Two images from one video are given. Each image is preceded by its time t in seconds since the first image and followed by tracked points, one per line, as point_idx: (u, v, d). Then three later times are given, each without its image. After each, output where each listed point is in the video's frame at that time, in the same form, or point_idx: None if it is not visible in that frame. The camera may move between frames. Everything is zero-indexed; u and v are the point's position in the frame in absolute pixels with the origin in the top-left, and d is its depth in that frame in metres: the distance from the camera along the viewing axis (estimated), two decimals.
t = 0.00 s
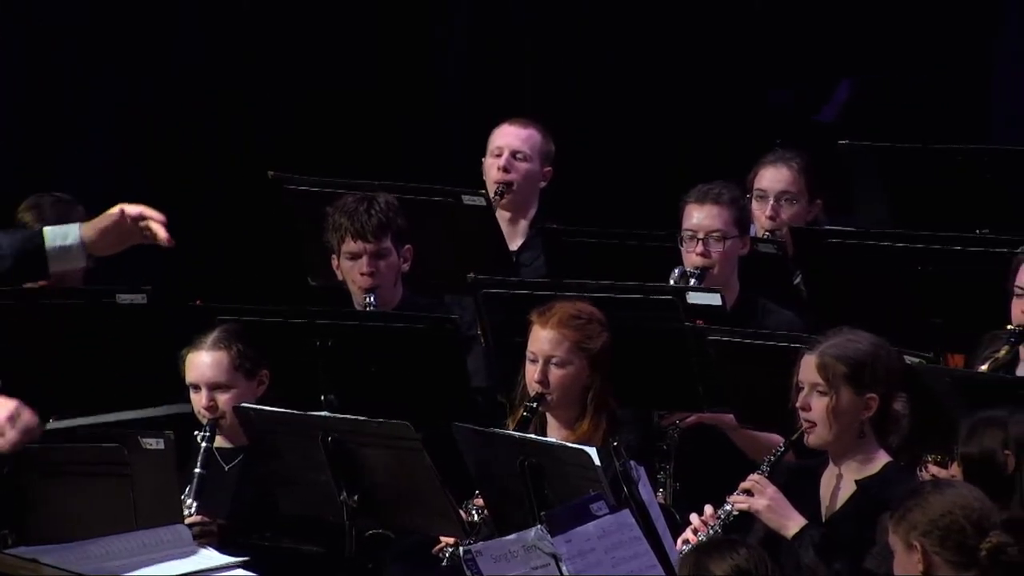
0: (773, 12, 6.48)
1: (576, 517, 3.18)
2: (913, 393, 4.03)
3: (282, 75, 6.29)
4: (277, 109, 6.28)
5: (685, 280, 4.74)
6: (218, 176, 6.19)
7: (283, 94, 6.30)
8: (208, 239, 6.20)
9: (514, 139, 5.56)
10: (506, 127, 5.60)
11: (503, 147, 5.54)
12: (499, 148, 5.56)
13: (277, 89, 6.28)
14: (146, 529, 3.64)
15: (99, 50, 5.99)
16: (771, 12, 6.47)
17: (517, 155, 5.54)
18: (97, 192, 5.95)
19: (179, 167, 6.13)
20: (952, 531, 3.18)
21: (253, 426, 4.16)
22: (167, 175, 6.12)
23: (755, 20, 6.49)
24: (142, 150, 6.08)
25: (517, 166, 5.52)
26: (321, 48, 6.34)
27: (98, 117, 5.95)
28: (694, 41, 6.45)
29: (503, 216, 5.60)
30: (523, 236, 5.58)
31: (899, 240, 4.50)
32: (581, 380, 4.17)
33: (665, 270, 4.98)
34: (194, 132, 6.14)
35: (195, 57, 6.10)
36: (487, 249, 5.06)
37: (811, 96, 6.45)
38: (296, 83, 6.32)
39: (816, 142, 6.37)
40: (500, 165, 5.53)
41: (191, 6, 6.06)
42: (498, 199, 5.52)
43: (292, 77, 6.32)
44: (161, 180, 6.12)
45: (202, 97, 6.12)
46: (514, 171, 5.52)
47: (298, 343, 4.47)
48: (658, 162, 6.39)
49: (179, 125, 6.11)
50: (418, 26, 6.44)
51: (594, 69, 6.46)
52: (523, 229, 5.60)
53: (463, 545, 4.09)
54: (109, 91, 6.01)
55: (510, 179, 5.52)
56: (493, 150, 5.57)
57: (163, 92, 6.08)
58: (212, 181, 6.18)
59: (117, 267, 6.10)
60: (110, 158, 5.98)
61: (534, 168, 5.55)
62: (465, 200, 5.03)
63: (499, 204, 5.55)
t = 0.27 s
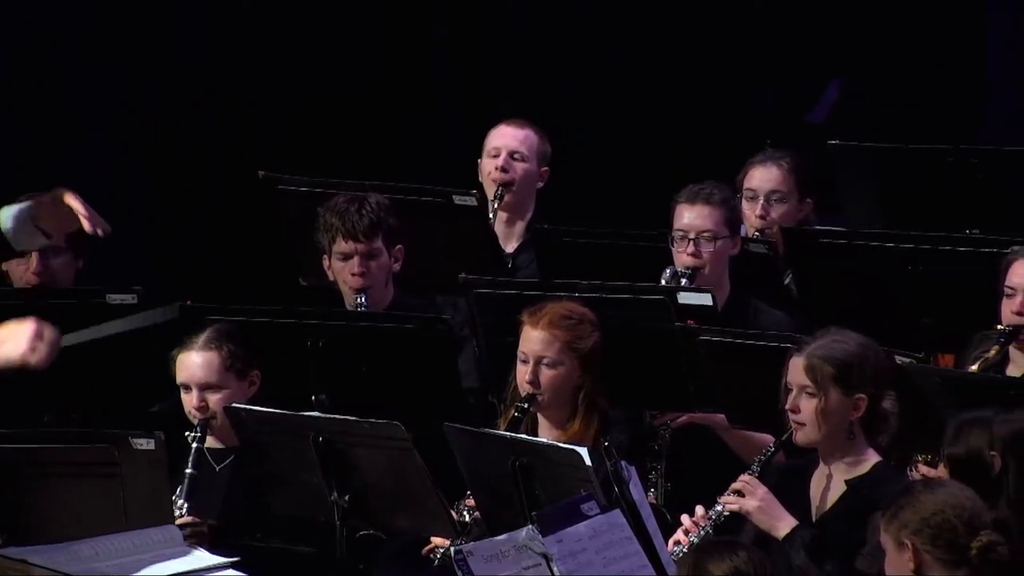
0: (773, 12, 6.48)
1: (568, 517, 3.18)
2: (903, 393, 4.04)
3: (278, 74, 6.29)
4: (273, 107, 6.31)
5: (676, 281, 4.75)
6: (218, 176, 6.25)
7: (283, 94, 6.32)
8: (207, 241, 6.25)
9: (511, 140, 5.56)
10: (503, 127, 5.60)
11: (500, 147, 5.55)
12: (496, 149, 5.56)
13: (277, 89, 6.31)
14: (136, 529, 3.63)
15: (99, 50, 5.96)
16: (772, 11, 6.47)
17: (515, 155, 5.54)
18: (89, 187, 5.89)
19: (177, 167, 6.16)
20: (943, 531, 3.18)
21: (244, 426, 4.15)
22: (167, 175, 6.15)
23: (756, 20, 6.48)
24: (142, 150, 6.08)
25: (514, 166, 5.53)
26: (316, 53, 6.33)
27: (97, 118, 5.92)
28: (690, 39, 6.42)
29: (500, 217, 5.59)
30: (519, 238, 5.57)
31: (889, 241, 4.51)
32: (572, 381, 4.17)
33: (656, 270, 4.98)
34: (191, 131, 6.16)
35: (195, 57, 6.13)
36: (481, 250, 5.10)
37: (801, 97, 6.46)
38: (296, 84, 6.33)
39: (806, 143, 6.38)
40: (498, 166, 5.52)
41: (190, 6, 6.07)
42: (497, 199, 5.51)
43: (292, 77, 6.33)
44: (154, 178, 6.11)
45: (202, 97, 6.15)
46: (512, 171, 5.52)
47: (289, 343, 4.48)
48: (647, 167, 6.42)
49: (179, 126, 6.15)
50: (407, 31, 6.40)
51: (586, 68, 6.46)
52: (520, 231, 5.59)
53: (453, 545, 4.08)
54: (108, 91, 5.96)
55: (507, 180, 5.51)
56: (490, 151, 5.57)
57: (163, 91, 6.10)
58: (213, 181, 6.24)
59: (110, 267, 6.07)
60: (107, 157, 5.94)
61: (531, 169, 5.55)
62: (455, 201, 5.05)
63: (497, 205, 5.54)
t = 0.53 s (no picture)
0: (773, 12, 6.47)
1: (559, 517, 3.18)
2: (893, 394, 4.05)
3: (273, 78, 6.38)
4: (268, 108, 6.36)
5: (666, 281, 4.74)
6: (218, 176, 6.22)
7: (283, 94, 6.39)
8: (208, 240, 6.26)
9: (503, 137, 5.56)
10: (496, 126, 5.61)
11: (492, 146, 5.55)
12: (488, 147, 5.56)
13: (277, 89, 6.38)
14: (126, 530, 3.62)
15: (99, 49, 6.02)
16: (772, 12, 6.47)
17: (506, 153, 5.54)
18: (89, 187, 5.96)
19: (177, 168, 6.13)
20: (933, 530, 3.18)
21: (235, 427, 4.16)
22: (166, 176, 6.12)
23: (756, 20, 6.47)
24: (142, 149, 6.12)
25: (507, 163, 5.52)
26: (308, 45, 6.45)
27: (98, 118, 5.99)
28: (684, 39, 6.43)
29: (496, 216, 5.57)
30: (516, 235, 5.55)
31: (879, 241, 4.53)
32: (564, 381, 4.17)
33: (647, 270, 4.99)
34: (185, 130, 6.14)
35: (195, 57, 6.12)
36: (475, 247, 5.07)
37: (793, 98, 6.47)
38: (296, 84, 6.43)
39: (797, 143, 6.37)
40: (490, 164, 5.52)
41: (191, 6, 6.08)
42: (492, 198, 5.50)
43: (292, 78, 6.42)
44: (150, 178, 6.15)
45: (202, 97, 6.15)
46: (505, 168, 5.52)
47: (281, 344, 4.47)
48: (638, 168, 6.42)
49: (179, 126, 6.14)
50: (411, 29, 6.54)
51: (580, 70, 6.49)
52: (516, 228, 5.57)
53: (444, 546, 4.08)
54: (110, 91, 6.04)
55: (501, 177, 5.51)
56: (482, 149, 5.57)
57: (163, 91, 6.12)
58: (213, 181, 6.21)
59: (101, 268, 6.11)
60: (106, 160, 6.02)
61: (524, 166, 5.54)
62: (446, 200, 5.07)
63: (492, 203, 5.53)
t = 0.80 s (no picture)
0: (773, 12, 6.47)
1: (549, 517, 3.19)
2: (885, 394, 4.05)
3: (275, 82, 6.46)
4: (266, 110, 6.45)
5: (657, 281, 4.74)
6: (218, 176, 6.38)
7: (283, 94, 6.48)
8: (208, 240, 6.39)
9: (485, 140, 5.54)
10: (478, 128, 5.58)
11: (474, 150, 5.53)
12: (471, 152, 5.55)
13: (277, 89, 6.47)
14: (116, 531, 3.63)
15: (99, 50, 6.11)
16: (771, 12, 6.47)
17: (488, 157, 5.52)
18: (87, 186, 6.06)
19: (177, 168, 6.30)
20: (923, 530, 3.18)
21: (226, 427, 4.15)
22: (167, 176, 6.28)
23: (755, 20, 6.47)
24: (142, 149, 6.22)
25: (489, 167, 5.52)
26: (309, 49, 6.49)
27: (98, 118, 6.07)
28: (679, 38, 6.43)
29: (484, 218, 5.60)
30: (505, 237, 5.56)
31: (870, 241, 4.53)
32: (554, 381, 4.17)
33: (638, 270, 4.99)
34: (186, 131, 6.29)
35: (195, 57, 6.25)
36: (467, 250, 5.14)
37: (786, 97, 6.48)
38: (296, 83, 6.50)
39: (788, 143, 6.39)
40: (472, 169, 5.53)
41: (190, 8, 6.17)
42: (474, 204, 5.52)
43: (293, 77, 6.49)
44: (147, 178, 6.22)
45: (202, 97, 6.28)
46: (486, 173, 5.52)
47: (271, 344, 4.45)
48: (631, 168, 6.43)
49: (179, 125, 6.27)
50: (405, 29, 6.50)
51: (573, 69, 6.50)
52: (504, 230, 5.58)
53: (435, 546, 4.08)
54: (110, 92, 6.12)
55: (483, 183, 5.52)
56: (466, 153, 5.56)
57: (163, 92, 6.23)
58: (213, 181, 6.37)
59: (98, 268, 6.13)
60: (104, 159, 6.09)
61: (507, 168, 5.53)
62: (437, 200, 5.08)
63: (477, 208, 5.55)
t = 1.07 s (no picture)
0: (773, 12, 6.47)
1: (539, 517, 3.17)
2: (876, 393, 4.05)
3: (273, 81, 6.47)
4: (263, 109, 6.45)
5: (648, 280, 4.73)
6: (218, 176, 6.38)
7: (283, 94, 6.48)
8: (208, 240, 6.40)
9: (465, 143, 5.56)
10: (457, 131, 5.60)
11: (454, 153, 5.56)
12: (451, 156, 5.57)
13: (277, 89, 6.47)
14: (107, 530, 3.64)
15: (99, 50, 6.13)
16: (772, 12, 6.47)
17: (469, 159, 5.55)
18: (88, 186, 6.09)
19: (177, 167, 6.29)
20: (912, 529, 3.19)
21: (217, 427, 4.16)
22: (167, 176, 6.28)
23: (756, 20, 6.47)
24: (142, 149, 6.23)
25: (470, 170, 5.54)
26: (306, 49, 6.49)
27: (98, 118, 6.10)
28: (676, 37, 6.42)
29: (469, 221, 5.62)
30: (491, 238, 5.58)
31: (860, 240, 4.54)
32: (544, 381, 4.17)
33: (630, 269, 5.00)
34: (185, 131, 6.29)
35: (195, 57, 6.26)
36: (457, 251, 5.17)
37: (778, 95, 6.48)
38: (296, 84, 6.50)
39: (780, 143, 6.39)
40: (454, 173, 5.55)
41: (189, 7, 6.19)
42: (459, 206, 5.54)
43: (293, 77, 6.50)
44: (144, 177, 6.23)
45: (202, 97, 6.29)
46: (469, 175, 5.54)
47: (262, 345, 4.47)
48: (622, 166, 6.43)
49: (179, 125, 6.28)
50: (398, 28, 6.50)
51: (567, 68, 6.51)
52: (490, 231, 5.60)
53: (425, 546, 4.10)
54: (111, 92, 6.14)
55: (466, 185, 5.55)
56: (447, 157, 5.59)
57: (163, 92, 6.24)
58: (213, 181, 6.37)
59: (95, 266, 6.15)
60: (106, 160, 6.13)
61: (489, 168, 5.55)
62: (427, 201, 5.10)
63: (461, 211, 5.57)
